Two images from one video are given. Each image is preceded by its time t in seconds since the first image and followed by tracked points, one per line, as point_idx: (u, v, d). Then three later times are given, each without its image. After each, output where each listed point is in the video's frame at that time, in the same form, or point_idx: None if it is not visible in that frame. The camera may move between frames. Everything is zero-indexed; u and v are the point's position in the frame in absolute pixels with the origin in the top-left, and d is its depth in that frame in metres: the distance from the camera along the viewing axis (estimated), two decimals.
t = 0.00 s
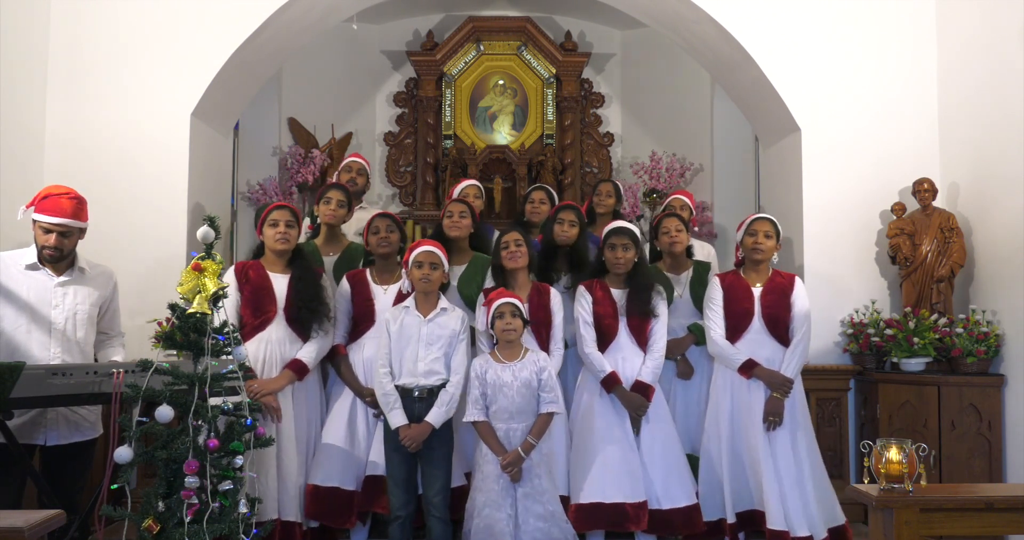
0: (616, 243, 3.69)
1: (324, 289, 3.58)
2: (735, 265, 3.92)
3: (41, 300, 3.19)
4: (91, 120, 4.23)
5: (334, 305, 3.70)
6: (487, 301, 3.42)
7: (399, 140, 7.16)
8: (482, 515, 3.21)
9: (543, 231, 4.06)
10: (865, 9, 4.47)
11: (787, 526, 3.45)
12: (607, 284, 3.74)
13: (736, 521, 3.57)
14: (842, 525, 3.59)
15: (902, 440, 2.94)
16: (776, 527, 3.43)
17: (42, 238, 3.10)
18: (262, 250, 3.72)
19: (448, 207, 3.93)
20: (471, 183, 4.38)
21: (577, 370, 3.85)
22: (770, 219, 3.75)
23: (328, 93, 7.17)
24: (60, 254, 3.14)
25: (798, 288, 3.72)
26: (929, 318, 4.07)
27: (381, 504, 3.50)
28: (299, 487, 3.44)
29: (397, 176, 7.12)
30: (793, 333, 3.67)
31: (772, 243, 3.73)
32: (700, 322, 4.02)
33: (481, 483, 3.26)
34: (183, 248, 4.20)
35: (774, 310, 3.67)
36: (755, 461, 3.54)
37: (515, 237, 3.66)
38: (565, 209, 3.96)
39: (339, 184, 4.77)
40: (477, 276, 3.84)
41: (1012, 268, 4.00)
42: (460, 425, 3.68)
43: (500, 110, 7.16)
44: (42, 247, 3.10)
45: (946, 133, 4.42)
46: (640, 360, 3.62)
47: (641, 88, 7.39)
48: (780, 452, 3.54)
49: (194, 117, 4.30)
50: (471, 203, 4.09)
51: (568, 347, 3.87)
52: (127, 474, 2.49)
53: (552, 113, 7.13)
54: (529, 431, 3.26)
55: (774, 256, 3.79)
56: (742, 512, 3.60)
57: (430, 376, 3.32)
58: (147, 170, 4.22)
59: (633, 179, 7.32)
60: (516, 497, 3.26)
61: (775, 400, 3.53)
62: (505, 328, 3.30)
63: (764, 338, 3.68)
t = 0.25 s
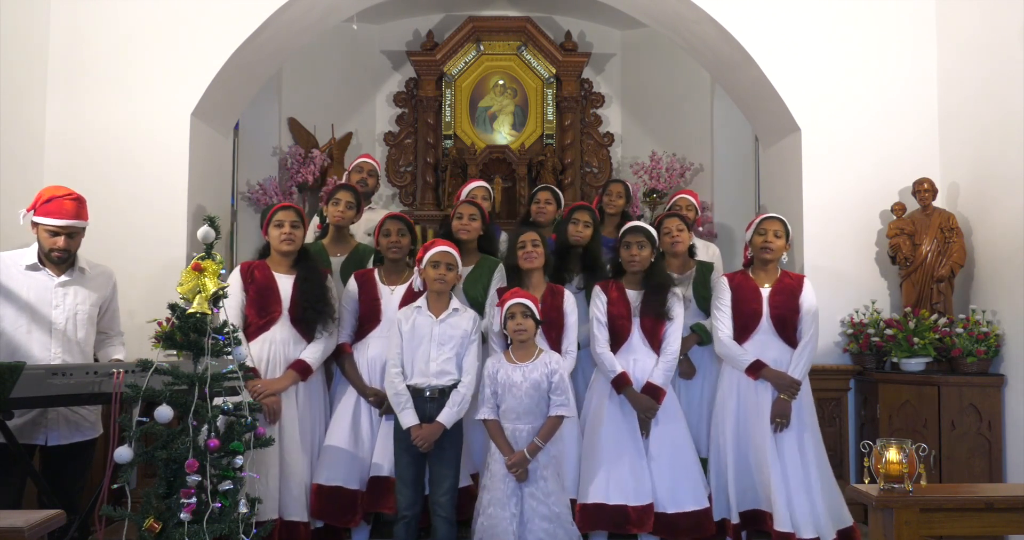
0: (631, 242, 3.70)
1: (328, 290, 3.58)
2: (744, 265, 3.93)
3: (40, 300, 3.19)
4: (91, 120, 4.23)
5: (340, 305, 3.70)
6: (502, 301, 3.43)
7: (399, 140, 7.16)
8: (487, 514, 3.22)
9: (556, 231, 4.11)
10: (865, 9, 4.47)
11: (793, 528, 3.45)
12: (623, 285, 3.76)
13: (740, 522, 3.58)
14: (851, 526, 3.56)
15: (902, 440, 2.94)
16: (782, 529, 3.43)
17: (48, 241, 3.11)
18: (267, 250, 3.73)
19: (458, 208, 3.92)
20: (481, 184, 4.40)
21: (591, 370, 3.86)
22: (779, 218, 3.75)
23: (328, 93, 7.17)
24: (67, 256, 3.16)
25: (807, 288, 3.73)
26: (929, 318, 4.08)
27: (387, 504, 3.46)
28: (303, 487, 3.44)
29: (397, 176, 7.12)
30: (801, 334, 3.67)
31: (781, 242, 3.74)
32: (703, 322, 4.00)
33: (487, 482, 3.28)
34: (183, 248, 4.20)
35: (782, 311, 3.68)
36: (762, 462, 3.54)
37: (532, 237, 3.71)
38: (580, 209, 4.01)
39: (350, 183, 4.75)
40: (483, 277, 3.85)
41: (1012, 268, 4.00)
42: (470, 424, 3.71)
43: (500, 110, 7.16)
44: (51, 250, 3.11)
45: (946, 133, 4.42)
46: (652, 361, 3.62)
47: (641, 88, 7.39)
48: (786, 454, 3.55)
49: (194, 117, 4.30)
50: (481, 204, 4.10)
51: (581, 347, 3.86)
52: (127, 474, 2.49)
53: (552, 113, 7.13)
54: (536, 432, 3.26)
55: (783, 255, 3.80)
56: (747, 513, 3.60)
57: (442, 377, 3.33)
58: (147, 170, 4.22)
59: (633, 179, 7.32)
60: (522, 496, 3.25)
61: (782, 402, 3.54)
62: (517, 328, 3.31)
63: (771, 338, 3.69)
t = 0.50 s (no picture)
0: (639, 244, 3.68)
1: (330, 291, 3.58)
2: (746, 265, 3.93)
3: (40, 300, 3.19)
4: (91, 120, 4.23)
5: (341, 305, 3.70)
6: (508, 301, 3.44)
7: (399, 140, 7.16)
8: (489, 514, 3.23)
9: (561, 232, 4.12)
10: (865, 9, 4.47)
11: (795, 528, 3.45)
12: (632, 285, 3.76)
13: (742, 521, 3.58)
14: (857, 527, 3.57)
15: (902, 440, 2.94)
16: (785, 530, 3.43)
17: (50, 242, 3.11)
18: (266, 250, 3.73)
19: (459, 208, 3.94)
20: (481, 184, 4.40)
21: (598, 368, 3.87)
22: (779, 217, 3.77)
23: (328, 93, 7.17)
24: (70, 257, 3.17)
25: (809, 288, 3.72)
26: (929, 318, 4.07)
27: (388, 504, 3.45)
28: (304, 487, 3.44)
29: (397, 176, 7.12)
30: (803, 334, 3.67)
31: (782, 240, 3.75)
32: (701, 322, 4.00)
33: (490, 482, 3.28)
34: (183, 248, 4.20)
35: (785, 310, 3.67)
36: (765, 462, 3.54)
37: (546, 237, 3.71)
38: (585, 209, 4.01)
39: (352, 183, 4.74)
40: (483, 281, 3.83)
41: (1012, 268, 4.00)
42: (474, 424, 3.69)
43: (500, 110, 7.16)
44: (53, 251, 3.12)
45: (946, 133, 4.42)
46: (659, 362, 3.62)
47: (642, 88, 7.39)
48: (789, 454, 3.54)
49: (194, 117, 4.30)
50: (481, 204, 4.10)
51: (590, 345, 3.87)
52: (127, 474, 2.49)
53: (552, 113, 7.13)
54: (537, 433, 3.25)
55: (784, 255, 3.79)
56: (750, 514, 3.60)
57: (448, 377, 3.32)
58: (147, 170, 4.22)
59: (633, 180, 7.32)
60: (524, 497, 3.25)
61: (784, 403, 3.54)
62: (522, 328, 3.31)
63: (774, 338, 3.69)
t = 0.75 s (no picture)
0: (639, 243, 3.69)
1: (324, 290, 3.59)
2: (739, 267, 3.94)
3: (40, 299, 3.19)
4: (90, 120, 4.23)
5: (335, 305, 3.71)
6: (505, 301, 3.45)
7: (399, 140, 7.16)
8: (488, 516, 3.21)
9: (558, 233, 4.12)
10: (865, 9, 4.47)
11: (799, 528, 3.44)
12: (631, 285, 3.76)
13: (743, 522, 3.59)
14: (861, 525, 3.57)
15: (903, 440, 2.94)
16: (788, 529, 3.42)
17: (49, 242, 3.11)
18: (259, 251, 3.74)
19: (448, 208, 3.99)
20: (472, 183, 4.38)
21: (597, 368, 3.87)
22: (768, 217, 3.76)
23: (328, 93, 7.17)
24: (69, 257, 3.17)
25: (803, 286, 3.71)
26: (929, 318, 4.07)
27: (388, 504, 3.47)
28: (303, 487, 3.44)
29: (397, 176, 7.12)
30: (799, 333, 3.65)
31: (773, 241, 3.74)
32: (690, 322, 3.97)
33: (487, 484, 3.27)
34: (183, 248, 4.20)
35: (780, 310, 3.67)
36: (764, 462, 3.54)
37: (551, 238, 3.70)
38: (579, 209, 4.00)
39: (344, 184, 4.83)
40: (480, 278, 3.88)
41: (1012, 268, 4.00)
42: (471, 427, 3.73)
43: (500, 110, 7.16)
44: (52, 251, 3.12)
45: (946, 133, 4.41)
46: (659, 362, 3.63)
47: (642, 88, 7.39)
48: (788, 453, 3.54)
49: (194, 117, 4.30)
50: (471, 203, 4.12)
51: (589, 344, 3.87)
52: (127, 474, 2.49)
53: (552, 113, 7.13)
54: (535, 433, 3.25)
55: (777, 255, 3.80)
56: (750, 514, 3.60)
57: (449, 377, 3.32)
58: (147, 169, 4.22)
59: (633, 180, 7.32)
60: (522, 498, 3.24)
61: (781, 402, 3.53)
62: (520, 328, 3.31)
63: (770, 338, 3.69)
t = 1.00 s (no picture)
0: (627, 242, 3.70)
1: (316, 288, 3.60)
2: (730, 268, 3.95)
3: (39, 300, 3.19)
4: (90, 120, 4.23)
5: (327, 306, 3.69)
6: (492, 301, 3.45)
7: (399, 140, 7.16)
8: (481, 517, 3.18)
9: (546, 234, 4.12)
10: (864, 9, 4.47)
11: (798, 526, 3.44)
12: (620, 285, 3.76)
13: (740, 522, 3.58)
14: (863, 522, 3.59)
15: (902, 440, 2.94)
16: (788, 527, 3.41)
17: (41, 240, 3.10)
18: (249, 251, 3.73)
19: (432, 209, 3.99)
20: (459, 183, 4.36)
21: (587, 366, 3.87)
22: (754, 218, 3.76)
23: (328, 93, 7.17)
24: (59, 256, 3.14)
25: (792, 285, 3.72)
26: (929, 318, 4.07)
27: (386, 504, 3.48)
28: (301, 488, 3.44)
29: (397, 176, 7.12)
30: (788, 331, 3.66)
31: (760, 241, 3.75)
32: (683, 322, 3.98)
33: (476, 486, 3.22)
34: (183, 248, 4.20)
35: (769, 310, 3.68)
36: (759, 461, 3.53)
37: (542, 239, 3.67)
38: (564, 209, 4.02)
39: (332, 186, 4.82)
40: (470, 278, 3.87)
41: (1013, 268, 4.00)
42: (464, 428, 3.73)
43: (501, 110, 7.16)
44: (42, 250, 3.10)
45: (945, 133, 4.41)
46: (652, 360, 3.64)
47: (641, 88, 7.39)
48: (783, 451, 3.55)
49: (194, 117, 4.30)
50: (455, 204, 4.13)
51: (579, 344, 3.87)
52: (127, 474, 2.49)
53: (552, 113, 7.13)
54: (528, 433, 3.25)
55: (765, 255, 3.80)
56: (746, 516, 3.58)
57: (441, 377, 3.33)
58: (147, 169, 4.22)
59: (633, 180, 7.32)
60: (516, 497, 3.25)
61: (773, 401, 3.54)
62: (510, 325, 3.30)
63: (761, 338, 3.69)
